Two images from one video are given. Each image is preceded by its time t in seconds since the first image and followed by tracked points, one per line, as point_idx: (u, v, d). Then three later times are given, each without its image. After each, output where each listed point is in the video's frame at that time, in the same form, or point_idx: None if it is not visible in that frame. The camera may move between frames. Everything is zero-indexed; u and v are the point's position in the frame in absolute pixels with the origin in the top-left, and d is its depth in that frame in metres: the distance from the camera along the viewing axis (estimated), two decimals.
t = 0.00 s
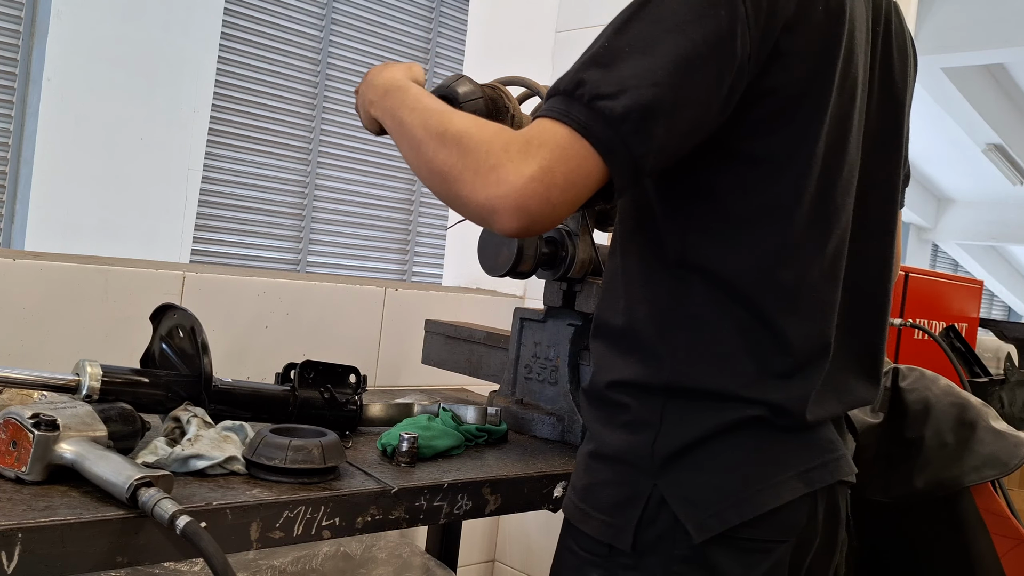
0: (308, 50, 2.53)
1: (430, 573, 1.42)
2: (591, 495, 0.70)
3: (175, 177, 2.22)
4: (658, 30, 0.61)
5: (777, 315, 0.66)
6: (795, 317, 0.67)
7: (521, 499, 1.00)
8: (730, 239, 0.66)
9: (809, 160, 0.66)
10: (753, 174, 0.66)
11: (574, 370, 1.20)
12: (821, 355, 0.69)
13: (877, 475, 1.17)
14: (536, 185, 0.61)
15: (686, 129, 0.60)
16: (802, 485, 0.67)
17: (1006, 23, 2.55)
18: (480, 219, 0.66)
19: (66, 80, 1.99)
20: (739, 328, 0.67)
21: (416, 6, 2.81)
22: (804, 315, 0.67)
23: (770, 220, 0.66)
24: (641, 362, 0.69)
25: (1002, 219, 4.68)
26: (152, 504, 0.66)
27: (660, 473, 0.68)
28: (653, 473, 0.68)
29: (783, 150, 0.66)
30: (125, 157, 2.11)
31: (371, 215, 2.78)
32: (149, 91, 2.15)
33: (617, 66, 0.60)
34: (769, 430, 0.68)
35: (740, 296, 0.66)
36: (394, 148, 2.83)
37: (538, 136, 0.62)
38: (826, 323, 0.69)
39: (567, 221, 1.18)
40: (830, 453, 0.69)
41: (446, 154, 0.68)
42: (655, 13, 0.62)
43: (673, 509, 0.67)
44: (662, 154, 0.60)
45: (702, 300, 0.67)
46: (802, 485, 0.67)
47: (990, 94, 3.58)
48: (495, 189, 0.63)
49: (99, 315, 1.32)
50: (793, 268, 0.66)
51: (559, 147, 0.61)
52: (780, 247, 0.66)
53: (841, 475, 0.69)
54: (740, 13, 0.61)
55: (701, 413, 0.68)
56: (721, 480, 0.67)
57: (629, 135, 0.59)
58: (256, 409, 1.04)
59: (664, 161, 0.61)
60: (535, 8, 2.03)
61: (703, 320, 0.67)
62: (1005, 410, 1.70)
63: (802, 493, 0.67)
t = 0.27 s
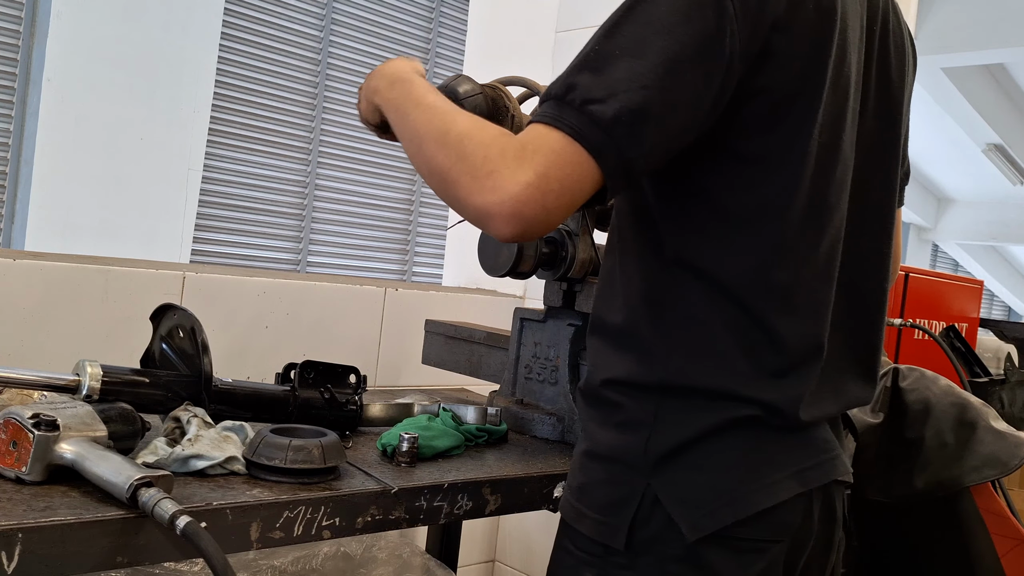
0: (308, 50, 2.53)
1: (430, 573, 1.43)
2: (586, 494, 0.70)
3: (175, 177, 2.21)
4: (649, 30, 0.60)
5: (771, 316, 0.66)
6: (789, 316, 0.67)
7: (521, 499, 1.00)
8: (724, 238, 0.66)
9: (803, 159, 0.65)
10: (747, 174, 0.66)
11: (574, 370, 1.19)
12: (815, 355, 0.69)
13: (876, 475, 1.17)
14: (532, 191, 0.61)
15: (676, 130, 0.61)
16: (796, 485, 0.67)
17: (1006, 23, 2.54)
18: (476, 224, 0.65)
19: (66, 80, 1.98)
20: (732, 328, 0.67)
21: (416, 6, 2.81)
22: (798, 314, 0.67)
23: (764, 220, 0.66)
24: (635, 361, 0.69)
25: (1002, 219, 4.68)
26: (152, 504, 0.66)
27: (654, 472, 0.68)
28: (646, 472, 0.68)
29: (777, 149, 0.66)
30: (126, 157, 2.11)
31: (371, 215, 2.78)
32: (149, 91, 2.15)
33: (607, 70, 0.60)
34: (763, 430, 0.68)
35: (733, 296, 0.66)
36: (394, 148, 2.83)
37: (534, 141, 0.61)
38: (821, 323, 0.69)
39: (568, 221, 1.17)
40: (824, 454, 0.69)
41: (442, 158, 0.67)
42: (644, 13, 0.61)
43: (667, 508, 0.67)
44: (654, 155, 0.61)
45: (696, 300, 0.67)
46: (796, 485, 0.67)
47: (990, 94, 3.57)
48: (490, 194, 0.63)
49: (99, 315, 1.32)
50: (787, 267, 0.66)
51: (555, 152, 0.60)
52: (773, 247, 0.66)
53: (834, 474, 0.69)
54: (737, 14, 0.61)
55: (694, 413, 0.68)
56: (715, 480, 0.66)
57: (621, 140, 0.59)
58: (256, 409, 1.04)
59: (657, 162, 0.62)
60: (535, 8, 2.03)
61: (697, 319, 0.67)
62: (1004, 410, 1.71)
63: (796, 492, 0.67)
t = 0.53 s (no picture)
0: (308, 50, 2.53)
1: (430, 573, 1.43)
2: (583, 494, 0.70)
3: (175, 177, 2.22)
4: (647, 28, 0.61)
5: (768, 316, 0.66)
6: (786, 316, 0.67)
7: (521, 499, 1.00)
8: (719, 238, 0.66)
9: (800, 159, 0.65)
10: (744, 174, 0.66)
11: (574, 370, 1.19)
12: (813, 356, 0.69)
13: (876, 475, 1.17)
14: (524, 185, 0.61)
15: (673, 128, 0.61)
16: (792, 484, 0.67)
17: (1006, 23, 2.54)
18: (466, 215, 0.66)
19: (66, 80, 1.98)
20: (728, 327, 0.67)
21: (416, 6, 2.81)
22: (795, 314, 0.67)
23: (760, 219, 0.66)
24: (632, 361, 0.69)
25: (1003, 219, 4.68)
26: (152, 504, 0.66)
27: (651, 472, 0.68)
28: (643, 472, 0.68)
29: (776, 147, 0.66)
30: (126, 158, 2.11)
31: (371, 215, 2.78)
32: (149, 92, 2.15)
33: (605, 68, 0.61)
34: (759, 429, 0.68)
35: (729, 296, 0.66)
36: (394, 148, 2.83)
37: (526, 137, 0.62)
38: (819, 323, 0.69)
39: (567, 221, 1.18)
40: (820, 454, 0.69)
41: (432, 151, 0.67)
42: (641, 12, 0.61)
43: (663, 508, 0.67)
44: (649, 154, 0.61)
45: (693, 299, 0.67)
46: (792, 485, 0.67)
47: (990, 94, 3.57)
48: (482, 189, 0.63)
49: (99, 315, 1.32)
50: (783, 266, 0.66)
51: (547, 148, 0.61)
52: (770, 246, 0.66)
53: (831, 474, 0.69)
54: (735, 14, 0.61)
55: (691, 413, 0.67)
56: (712, 480, 0.66)
57: (617, 139, 0.60)
58: (256, 409, 1.04)
59: (654, 162, 0.62)
60: (535, 9, 2.03)
61: (694, 319, 0.67)
62: (1005, 410, 1.70)
63: (792, 492, 0.67)
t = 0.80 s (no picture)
0: (308, 50, 2.53)
1: (430, 573, 1.43)
2: (582, 494, 0.70)
3: (175, 178, 2.21)
4: (647, 21, 0.61)
5: (767, 314, 0.66)
6: (786, 315, 0.67)
7: (521, 499, 1.00)
8: (718, 237, 0.66)
9: (800, 159, 0.66)
10: (744, 174, 0.66)
11: (574, 370, 1.19)
12: (812, 356, 0.69)
13: (876, 475, 1.17)
14: (524, 172, 0.61)
15: (671, 124, 0.61)
16: (791, 485, 0.67)
17: (1006, 23, 2.54)
18: (468, 206, 0.66)
19: (67, 81, 1.98)
20: (727, 326, 0.67)
21: (416, 6, 2.80)
22: (795, 313, 0.67)
23: (759, 219, 0.66)
24: (631, 361, 0.69)
25: (1003, 219, 4.68)
26: (152, 504, 0.66)
27: (650, 472, 0.68)
28: (643, 473, 0.68)
29: (774, 147, 0.66)
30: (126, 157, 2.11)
31: (371, 215, 2.78)
32: (149, 92, 2.15)
33: (604, 58, 0.61)
34: (758, 429, 0.67)
35: (728, 294, 0.66)
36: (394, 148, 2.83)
37: (526, 124, 0.62)
38: (818, 323, 0.69)
39: (567, 221, 1.18)
40: (819, 454, 0.69)
41: (436, 141, 0.68)
42: (642, 4, 0.61)
43: (662, 509, 0.67)
44: (646, 149, 0.61)
45: (691, 299, 0.67)
46: (791, 485, 0.67)
47: (990, 94, 3.57)
48: (483, 176, 0.63)
49: (99, 315, 1.32)
50: (783, 267, 0.66)
51: (548, 135, 0.61)
52: (769, 246, 0.66)
53: (830, 475, 0.69)
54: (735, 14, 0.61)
55: (690, 413, 0.67)
56: (711, 480, 0.66)
57: (614, 128, 0.59)
58: (256, 409, 1.04)
59: (652, 157, 0.62)
60: (536, 9, 2.03)
61: (692, 319, 0.67)
62: (1005, 410, 1.71)
63: (792, 492, 0.67)
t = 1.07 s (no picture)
0: (308, 50, 2.52)
1: (430, 573, 1.43)
2: (586, 495, 0.70)
3: (175, 178, 2.21)
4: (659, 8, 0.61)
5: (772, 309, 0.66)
6: (792, 313, 0.66)
7: (521, 499, 1.00)
8: (724, 234, 0.66)
9: (805, 158, 0.66)
10: (747, 174, 0.66)
11: (574, 370, 1.19)
12: (816, 355, 0.69)
13: (877, 475, 1.17)
14: (536, 158, 0.61)
15: (679, 115, 0.60)
16: (797, 485, 0.67)
17: (1007, 22, 2.54)
18: (483, 196, 0.66)
19: (67, 81, 1.98)
20: (733, 322, 0.67)
21: (416, 6, 2.80)
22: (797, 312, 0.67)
23: (763, 218, 0.66)
24: (636, 361, 0.69)
25: (1003, 219, 4.68)
26: (152, 504, 0.66)
27: (655, 473, 0.68)
28: (648, 473, 0.68)
29: (778, 146, 0.66)
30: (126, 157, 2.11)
31: (371, 215, 2.78)
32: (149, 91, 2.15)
33: (615, 43, 0.61)
34: (764, 428, 0.68)
35: (735, 290, 0.66)
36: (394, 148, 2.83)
37: (537, 109, 0.62)
38: (820, 321, 0.68)
39: (567, 221, 1.18)
40: (824, 453, 0.69)
41: (449, 132, 0.68)
42: None
43: (668, 510, 0.67)
44: (654, 138, 0.60)
45: (696, 297, 0.67)
46: (797, 485, 0.67)
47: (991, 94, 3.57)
48: (495, 163, 0.63)
49: (99, 315, 1.32)
50: (788, 266, 0.66)
51: (557, 119, 0.60)
52: (772, 244, 0.65)
53: (835, 474, 0.69)
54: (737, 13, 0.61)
55: (694, 413, 0.67)
56: (717, 480, 0.66)
57: (625, 112, 0.59)
58: (256, 409, 1.04)
59: (660, 147, 0.62)
60: (535, 9, 2.03)
61: (698, 317, 0.67)
62: (1005, 410, 1.71)
63: (796, 492, 0.67)
